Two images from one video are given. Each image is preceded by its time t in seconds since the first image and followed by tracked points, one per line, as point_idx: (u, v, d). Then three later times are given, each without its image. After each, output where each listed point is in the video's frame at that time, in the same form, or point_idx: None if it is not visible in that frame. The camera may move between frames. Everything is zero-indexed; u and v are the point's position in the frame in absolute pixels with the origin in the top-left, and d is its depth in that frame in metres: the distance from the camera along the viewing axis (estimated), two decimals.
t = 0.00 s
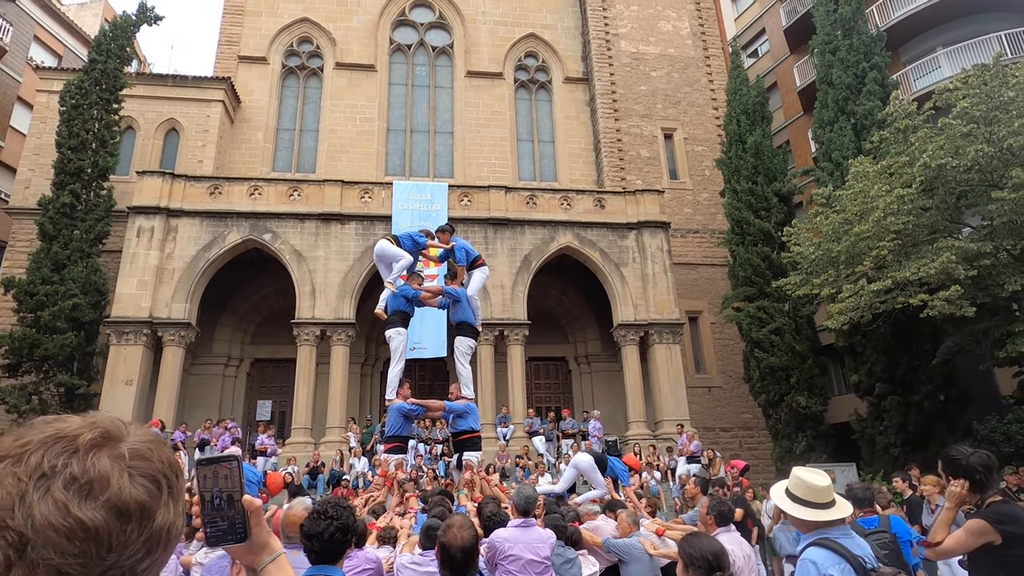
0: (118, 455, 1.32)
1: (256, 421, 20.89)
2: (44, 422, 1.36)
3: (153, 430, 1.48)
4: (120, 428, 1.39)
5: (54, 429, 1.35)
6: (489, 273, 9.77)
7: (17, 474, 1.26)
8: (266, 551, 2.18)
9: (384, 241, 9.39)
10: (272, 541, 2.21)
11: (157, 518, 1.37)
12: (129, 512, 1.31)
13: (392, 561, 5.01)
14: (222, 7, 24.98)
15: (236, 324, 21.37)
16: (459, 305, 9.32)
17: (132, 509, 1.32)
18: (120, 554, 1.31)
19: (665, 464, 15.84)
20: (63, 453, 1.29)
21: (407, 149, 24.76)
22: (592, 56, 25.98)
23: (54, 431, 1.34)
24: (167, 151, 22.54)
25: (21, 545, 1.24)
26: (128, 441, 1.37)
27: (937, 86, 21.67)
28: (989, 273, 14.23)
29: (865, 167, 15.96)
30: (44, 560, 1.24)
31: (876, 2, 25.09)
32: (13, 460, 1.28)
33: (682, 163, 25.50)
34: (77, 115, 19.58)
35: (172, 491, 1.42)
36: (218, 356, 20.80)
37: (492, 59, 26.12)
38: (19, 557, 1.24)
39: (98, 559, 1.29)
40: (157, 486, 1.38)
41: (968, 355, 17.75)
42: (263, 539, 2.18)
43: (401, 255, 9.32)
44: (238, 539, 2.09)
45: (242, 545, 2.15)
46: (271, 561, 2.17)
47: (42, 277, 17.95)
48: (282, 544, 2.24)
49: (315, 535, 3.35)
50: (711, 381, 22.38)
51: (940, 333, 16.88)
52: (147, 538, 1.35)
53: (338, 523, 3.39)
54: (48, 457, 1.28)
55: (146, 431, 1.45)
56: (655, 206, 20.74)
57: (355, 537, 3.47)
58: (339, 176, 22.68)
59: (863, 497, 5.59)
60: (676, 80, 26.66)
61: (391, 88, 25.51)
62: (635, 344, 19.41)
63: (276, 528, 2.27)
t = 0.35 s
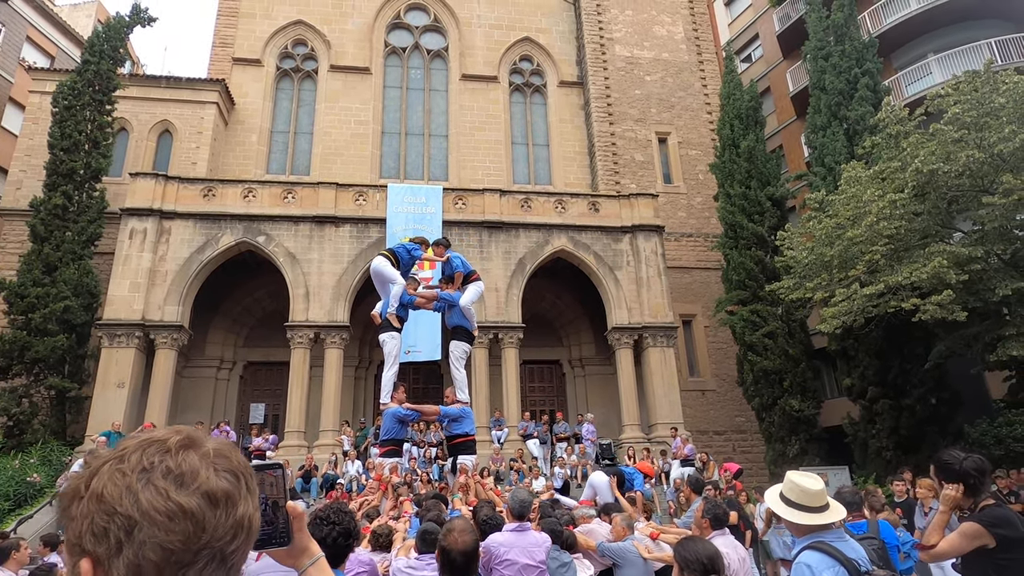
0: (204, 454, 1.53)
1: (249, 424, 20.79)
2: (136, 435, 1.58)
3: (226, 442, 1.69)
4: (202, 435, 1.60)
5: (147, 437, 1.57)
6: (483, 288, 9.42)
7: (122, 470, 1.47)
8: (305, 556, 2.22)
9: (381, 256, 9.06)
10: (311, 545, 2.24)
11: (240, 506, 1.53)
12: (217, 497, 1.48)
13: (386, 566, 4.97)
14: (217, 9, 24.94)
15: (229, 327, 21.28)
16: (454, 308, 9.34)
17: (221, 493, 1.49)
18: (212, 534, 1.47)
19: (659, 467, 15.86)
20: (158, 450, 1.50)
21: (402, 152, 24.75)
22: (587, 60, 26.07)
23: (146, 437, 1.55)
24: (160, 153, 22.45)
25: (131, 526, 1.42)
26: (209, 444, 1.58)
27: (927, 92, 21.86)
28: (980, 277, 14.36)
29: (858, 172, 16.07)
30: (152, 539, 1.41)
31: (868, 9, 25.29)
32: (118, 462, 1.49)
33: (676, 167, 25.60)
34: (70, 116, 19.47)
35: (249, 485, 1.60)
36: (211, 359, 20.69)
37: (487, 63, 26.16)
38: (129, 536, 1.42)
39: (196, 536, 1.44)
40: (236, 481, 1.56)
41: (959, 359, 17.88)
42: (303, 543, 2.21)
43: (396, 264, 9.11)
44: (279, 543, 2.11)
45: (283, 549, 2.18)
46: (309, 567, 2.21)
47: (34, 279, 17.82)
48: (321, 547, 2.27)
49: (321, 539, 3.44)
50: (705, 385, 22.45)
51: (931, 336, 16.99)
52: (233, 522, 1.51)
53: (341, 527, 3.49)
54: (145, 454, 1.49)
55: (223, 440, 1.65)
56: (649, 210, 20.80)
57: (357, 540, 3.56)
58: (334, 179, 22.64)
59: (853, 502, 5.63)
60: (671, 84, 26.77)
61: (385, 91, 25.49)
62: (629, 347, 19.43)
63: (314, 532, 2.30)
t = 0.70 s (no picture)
0: (269, 461, 1.73)
1: (244, 422, 20.74)
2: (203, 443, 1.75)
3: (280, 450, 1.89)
4: (261, 446, 1.79)
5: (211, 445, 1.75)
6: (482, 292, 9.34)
7: (196, 477, 1.63)
8: (339, 557, 2.41)
9: (379, 266, 9.08)
10: (345, 547, 2.44)
11: (302, 508, 1.74)
12: (284, 501, 1.68)
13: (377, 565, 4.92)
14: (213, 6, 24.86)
15: (225, 325, 21.24)
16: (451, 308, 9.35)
17: (287, 499, 1.69)
18: (281, 534, 1.66)
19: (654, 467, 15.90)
20: (229, 458, 1.69)
21: (398, 150, 24.72)
22: (584, 59, 26.09)
23: (212, 446, 1.73)
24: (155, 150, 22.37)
25: (212, 527, 1.59)
26: (269, 453, 1.77)
27: (923, 94, 21.96)
28: (975, 278, 14.42)
29: (854, 173, 16.14)
30: (232, 541, 1.58)
31: (864, 10, 25.37)
32: (192, 468, 1.66)
33: (673, 167, 25.64)
34: (65, 113, 19.38)
35: (305, 489, 1.80)
36: (206, 357, 20.64)
37: (484, 62, 26.16)
38: (209, 538, 1.58)
39: (269, 538, 1.63)
40: (297, 485, 1.76)
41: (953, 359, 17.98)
42: (338, 545, 2.41)
43: (394, 273, 9.12)
44: (317, 543, 2.35)
45: (319, 551, 2.37)
46: (345, 566, 2.40)
47: (28, 276, 17.74)
48: (354, 549, 2.46)
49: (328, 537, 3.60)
50: (700, 384, 22.52)
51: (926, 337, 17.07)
52: (297, 522, 1.70)
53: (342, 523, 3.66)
54: (217, 462, 1.67)
55: (276, 448, 1.85)
56: (646, 209, 20.84)
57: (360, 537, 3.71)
58: (330, 177, 22.60)
59: (846, 502, 5.64)
60: (667, 84, 26.81)
61: (382, 89, 25.46)
62: (625, 347, 19.46)
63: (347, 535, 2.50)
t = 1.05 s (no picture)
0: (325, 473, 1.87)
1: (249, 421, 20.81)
2: (273, 451, 1.77)
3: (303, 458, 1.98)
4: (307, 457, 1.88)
5: (276, 453, 1.79)
6: (485, 291, 9.08)
7: (297, 489, 1.68)
8: (359, 560, 2.45)
9: (379, 272, 9.06)
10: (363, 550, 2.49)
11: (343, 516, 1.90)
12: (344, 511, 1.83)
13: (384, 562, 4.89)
14: (218, 5, 24.92)
15: (230, 324, 21.31)
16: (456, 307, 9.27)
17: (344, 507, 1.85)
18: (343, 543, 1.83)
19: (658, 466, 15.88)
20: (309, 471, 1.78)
21: (403, 149, 24.74)
22: (588, 58, 26.04)
23: (282, 455, 1.77)
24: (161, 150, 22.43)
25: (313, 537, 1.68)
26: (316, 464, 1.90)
27: (929, 91, 21.85)
28: (982, 277, 14.35)
29: (859, 171, 16.08)
30: (323, 551, 1.71)
31: (871, 7, 25.25)
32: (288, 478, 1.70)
33: (677, 165, 25.59)
34: (71, 113, 19.46)
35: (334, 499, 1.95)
36: (212, 356, 20.73)
37: (488, 60, 26.15)
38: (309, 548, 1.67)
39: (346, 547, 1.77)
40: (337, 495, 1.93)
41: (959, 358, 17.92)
42: (356, 549, 2.45)
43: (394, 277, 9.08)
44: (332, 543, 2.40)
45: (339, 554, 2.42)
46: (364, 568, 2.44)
47: (35, 275, 17.83)
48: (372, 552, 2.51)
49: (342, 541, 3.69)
50: (705, 383, 22.49)
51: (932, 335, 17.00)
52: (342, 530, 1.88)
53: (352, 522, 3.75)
54: (305, 475, 1.75)
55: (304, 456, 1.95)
56: (650, 208, 20.80)
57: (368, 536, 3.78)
58: (335, 176, 22.65)
59: (854, 501, 5.60)
60: (672, 83, 26.74)
61: (387, 88, 25.47)
62: (629, 346, 19.45)
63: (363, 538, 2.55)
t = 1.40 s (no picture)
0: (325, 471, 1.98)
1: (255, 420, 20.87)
2: (293, 449, 1.85)
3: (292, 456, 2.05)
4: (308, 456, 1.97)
5: (292, 449, 1.87)
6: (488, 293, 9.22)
7: (325, 487, 1.81)
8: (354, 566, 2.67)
9: (379, 274, 9.04)
10: (359, 555, 2.39)
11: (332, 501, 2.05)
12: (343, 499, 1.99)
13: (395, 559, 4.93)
14: (219, 4, 24.93)
15: (235, 323, 21.36)
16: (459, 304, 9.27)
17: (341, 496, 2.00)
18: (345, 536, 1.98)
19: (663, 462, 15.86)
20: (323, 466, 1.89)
21: (405, 147, 24.74)
22: (590, 54, 25.97)
23: (297, 451, 1.86)
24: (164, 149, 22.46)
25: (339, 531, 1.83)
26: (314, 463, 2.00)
27: (934, 84, 21.73)
28: (987, 271, 14.31)
29: (864, 166, 16.01)
30: (343, 543, 1.86)
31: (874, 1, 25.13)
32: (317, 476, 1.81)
33: (680, 161, 25.53)
34: (74, 113, 19.50)
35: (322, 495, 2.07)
36: (216, 354, 20.79)
37: (490, 57, 26.11)
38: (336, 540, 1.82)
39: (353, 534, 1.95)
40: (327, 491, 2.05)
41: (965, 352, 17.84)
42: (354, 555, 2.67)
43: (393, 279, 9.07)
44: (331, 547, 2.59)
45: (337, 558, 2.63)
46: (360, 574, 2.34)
47: (40, 276, 17.89)
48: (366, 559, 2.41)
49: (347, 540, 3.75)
50: (709, 379, 22.46)
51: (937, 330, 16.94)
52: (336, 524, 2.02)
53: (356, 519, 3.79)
54: (324, 471, 1.88)
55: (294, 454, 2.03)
56: (654, 204, 20.75)
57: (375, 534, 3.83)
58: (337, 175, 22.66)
59: (859, 496, 5.59)
60: (674, 78, 26.66)
61: (389, 86, 25.46)
62: (633, 342, 19.44)
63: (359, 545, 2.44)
